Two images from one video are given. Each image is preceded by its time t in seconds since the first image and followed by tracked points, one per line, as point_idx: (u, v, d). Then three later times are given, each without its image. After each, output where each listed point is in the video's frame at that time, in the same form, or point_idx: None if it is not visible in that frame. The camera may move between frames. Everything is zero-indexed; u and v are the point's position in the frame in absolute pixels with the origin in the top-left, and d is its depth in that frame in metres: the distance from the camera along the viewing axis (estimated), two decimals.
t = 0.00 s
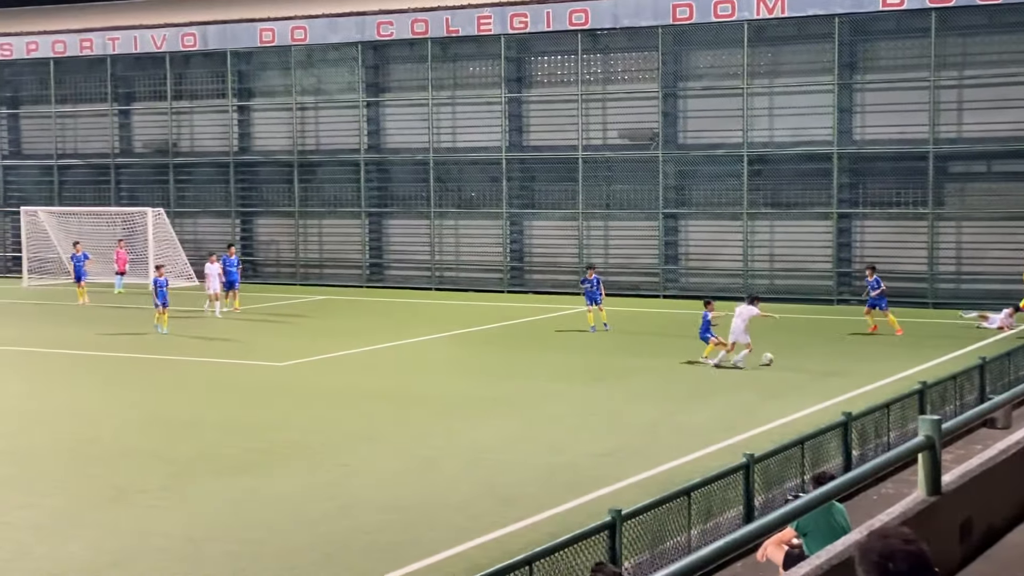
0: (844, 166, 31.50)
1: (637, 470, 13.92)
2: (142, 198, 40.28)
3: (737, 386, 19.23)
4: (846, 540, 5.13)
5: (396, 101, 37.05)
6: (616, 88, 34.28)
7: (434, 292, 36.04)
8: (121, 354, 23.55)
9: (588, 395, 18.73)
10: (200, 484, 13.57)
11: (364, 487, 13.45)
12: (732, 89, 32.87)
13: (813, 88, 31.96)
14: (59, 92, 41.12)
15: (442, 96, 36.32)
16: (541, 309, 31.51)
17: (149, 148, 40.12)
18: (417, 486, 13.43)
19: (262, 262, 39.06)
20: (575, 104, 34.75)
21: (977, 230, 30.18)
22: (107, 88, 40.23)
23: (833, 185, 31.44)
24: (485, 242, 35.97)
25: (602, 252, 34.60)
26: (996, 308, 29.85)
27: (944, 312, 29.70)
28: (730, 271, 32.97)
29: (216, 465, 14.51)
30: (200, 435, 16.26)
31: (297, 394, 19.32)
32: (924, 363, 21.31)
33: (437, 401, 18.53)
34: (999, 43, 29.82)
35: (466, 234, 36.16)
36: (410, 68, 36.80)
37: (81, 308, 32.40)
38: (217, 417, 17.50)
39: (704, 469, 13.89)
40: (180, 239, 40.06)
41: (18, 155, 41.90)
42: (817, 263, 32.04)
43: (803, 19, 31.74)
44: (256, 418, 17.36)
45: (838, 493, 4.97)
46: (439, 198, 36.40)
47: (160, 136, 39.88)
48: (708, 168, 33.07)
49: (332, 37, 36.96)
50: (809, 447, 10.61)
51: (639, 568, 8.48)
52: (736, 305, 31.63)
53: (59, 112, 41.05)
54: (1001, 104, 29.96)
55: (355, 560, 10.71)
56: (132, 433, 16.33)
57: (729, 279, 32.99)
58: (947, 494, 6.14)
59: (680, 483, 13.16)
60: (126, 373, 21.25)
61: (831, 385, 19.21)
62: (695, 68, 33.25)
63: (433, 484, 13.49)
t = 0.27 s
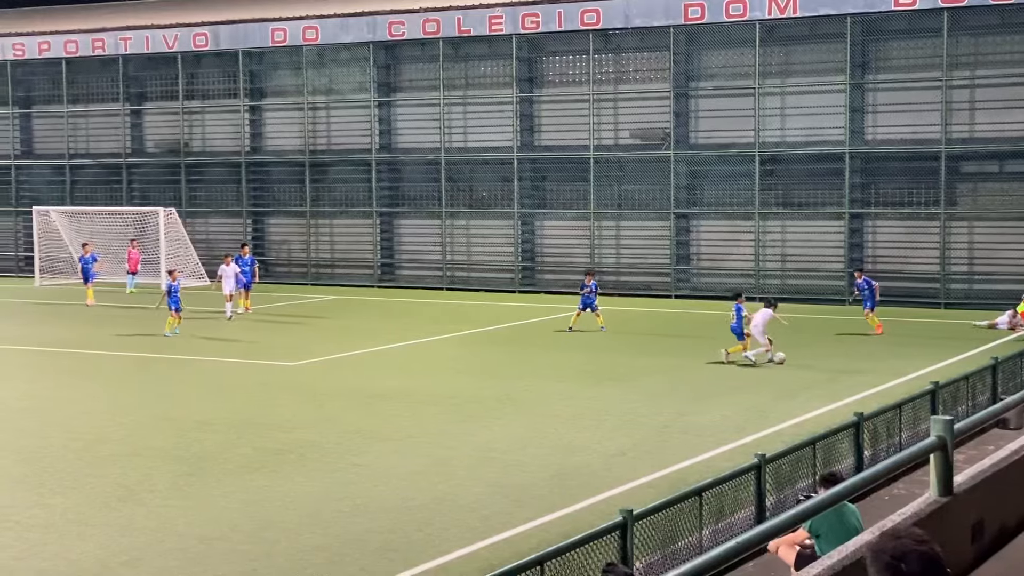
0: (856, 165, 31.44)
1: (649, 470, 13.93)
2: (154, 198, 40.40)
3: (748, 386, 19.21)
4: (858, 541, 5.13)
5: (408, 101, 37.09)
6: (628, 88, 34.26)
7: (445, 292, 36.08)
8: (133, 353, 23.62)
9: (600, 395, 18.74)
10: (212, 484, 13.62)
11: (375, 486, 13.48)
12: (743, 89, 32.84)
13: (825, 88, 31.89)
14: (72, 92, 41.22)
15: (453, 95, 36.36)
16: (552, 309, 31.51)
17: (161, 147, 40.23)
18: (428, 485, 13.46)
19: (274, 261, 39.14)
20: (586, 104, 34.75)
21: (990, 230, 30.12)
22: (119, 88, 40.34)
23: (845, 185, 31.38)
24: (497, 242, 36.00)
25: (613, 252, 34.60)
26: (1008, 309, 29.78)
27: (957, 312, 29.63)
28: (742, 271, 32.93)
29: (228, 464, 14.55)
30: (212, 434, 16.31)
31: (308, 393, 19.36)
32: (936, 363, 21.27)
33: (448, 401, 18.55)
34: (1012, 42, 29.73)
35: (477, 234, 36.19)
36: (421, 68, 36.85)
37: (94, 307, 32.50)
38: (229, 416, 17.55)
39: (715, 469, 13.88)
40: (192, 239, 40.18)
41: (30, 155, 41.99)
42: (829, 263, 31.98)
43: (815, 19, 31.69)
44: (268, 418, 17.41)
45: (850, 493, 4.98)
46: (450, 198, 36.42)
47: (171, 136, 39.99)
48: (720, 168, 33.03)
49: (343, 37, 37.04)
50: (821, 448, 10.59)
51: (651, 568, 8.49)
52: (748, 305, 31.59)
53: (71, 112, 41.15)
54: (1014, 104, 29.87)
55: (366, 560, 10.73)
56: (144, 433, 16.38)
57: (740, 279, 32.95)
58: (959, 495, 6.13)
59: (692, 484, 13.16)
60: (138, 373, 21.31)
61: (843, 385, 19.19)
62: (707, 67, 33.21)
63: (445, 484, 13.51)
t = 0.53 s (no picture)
0: (873, 166, 31.34)
1: (664, 470, 13.93)
2: (171, 198, 40.56)
3: (764, 387, 19.18)
4: (874, 542, 5.13)
5: (424, 101, 37.16)
6: (644, 88, 34.24)
7: (461, 292, 36.13)
8: (149, 353, 23.70)
9: (615, 396, 18.73)
10: (229, 484, 13.68)
11: (390, 486, 13.51)
12: (760, 89, 32.78)
13: (841, 88, 31.80)
14: (89, 92, 41.34)
15: (469, 95, 36.41)
16: (568, 309, 31.50)
17: (177, 147, 40.39)
18: (443, 485, 13.48)
19: (290, 261, 39.25)
20: (602, 104, 34.76)
21: (1007, 230, 30.02)
22: (136, 88, 40.51)
23: (862, 185, 31.28)
24: (513, 242, 36.03)
25: (629, 252, 34.57)
26: None
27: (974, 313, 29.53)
28: (759, 271, 32.86)
29: (245, 464, 14.62)
30: (227, 434, 16.36)
31: (324, 393, 19.42)
32: (953, 364, 21.20)
33: (464, 401, 18.58)
34: None
35: (493, 234, 36.23)
36: (438, 68, 36.91)
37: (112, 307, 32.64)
38: (246, 416, 17.61)
39: (731, 469, 13.88)
40: (208, 238, 40.32)
41: (47, 155, 42.10)
42: (845, 263, 31.88)
43: (831, 19, 31.60)
44: (284, 418, 17.47)
45: (867, 494, 4.97)
46: (466, 198, 36.46)
47: (188, 136, 40.15)
48: (736, 169, 32.96)
49: (360, 37, 37.13)
50: (837, 448, 10.57)
51: (667, 569, 8.49)
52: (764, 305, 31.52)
53: (88, 112, 41.30)
54: None
55: (381, 560, 10.75)
56: (161, 433, 16.46)
57: (756, 279, 32.88)
58: (976, 496, 6.12)
59: (707, 484, 13.16)
60: (155, 372, 21.40)
61: (859, 385, 19.14)
62: (723, 67, 33.16)
63: (461, 484, 13.54)
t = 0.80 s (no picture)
0: (894, 165, 31.21)
1: (684, 470, 13.94)
2: (191, 197, 40.76)
3: (784, 387, 19.15)
4: (894, 542, 5.14)
5: (444, 101, 37.23)
6: (664, 87, 34.19)
7: (482, 292, 36.19)
8: (169, 352, 23.83)
9: (634, 396, 18.74)
10: (249, 483, 13.77)
11: (409, 486, 13.56)
12: (780, 89, 32.70)
13: (862, 87, 31.68)
14: (109, 92, 41.50)
15: (490, 95, 36.48)
16: (588, 309, 31.52)
17: (198, 147, 40.59)
18: (462, 485, 13.53)
19: (310, 261, 39.40)
20: (622, 104, 34.75)
21: None
22: (157, 88, 40.71)
23: (883, 185, 31.16)
24: (533, 242, 36.08)
25: (649, 252, 34.53)
26: None
27: (995, 313, 29.42)
28: (779, 271, 32.78)
29: (265, 463, 14.72)
30: (247, 434, 16.45)
31: (343, 393, 19.50)
32: (973, 364, 21.13)
33: (483, 401, 18.63)
34: None
35: (513, 234, 36.29)
36: (458, 68, 36.97)
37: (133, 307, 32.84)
38: (266, 415, 17.71)
39: (752, 469, 13.88)
40: (229, 238, 40.49)
41: (68, 155, 42.28)
42: (866, 263, 31.77)
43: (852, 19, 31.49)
44: (304, 417, 17.57)
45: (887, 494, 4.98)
46: (486, 198, 36.52)
47: (209, 135, 40.35)
48: (756, 168, 32.89)
49: (380, 37, 37.25)
50: (858, 448, 10.57)
51: (687, 569, 8.53)
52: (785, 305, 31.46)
53: (109, 112, 41.45)
54: None
55: (400, 559, 10.80)
56: (181, 432, 16.57)
57: (777, 279, 32.81)
58: (997, 497, 6.12)
59: (728, 484, 13.16)
60: (176, 372, 21.52)
61: (879, 385, 19.10)
62: (744, 67, 33.10)
63: (481, 484, 13.59)
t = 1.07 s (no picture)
0: (919, 165, 31.06)
1: (707, 470, 13.94)
2: (216, 197, 40.98)
3: (808, 387, 19.11)
4: (918, 543, 5.14)
5: (468, 101, 37.29)
6: (688, 87, 34.13)
7: (505, 292, 36.23)
8: (194, 352, 23.98)
9: (658, 396, 18.74)
10: (274, 482, 13.87)
11: (432, 486, 13.62)
12: (805, 89, 32.58)
13: (887, 87, 31.53)
14: (135, 92, 41.70)
15: (514, 95, 36.53)
16: (612, 309, 31.51)
17: (223, 147, 40.81)
18: (486, 485, 13.58)
19: (334, 261, 39.57)
20: (646, 104, 34.72)
21: None
22: (182, 88, 40.94)
23: (908, 185, 31.01)
24: (557, 242, 36.12)
25: (673, 252, 34.45)
26: None
27: (1022, 313, 29.25)
28: (803, 271, 32.67)
29: (289, 463, 14.81)
30: (272, 433, 16.55)
31: (367, 392, 19.59)
32: (999, 364, 21.01)
33: (506, 401, 18.67)
34: None
35: (537, 234, 36.34)
36: (482, 68, 37.02)
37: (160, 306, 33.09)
38: (290, 415, 17.83)
39: (775, 470, 13.86)
40: (253, 237, 40.67)
41: (94, 155, 42.46)
42: (891, 263, 31.63)
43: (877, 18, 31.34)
44: (328, 417, 17.67)
45: (912, 495, 4.99)
46: (510, 197, 36.59)
47: (234, 136, 40.57)
48: (780, 168, 32.81)
49: (404, 37, 37.35)
50: (882, 449, 10.55)
51: (710, 569, 8.54)
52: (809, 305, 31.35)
53: (135, 112, 41.67)
54: None
55: (424, 559, 10.86)
56: (206, 431, 16.70)
57: (801, 279, 32.71)
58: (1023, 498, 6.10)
59: (751, 484, 13.16)
60: (202, 371, 21.67)
61: (904, 386, 19.04)
62: (768, 67, 33.02)
63: (504, 483, 13.64)
